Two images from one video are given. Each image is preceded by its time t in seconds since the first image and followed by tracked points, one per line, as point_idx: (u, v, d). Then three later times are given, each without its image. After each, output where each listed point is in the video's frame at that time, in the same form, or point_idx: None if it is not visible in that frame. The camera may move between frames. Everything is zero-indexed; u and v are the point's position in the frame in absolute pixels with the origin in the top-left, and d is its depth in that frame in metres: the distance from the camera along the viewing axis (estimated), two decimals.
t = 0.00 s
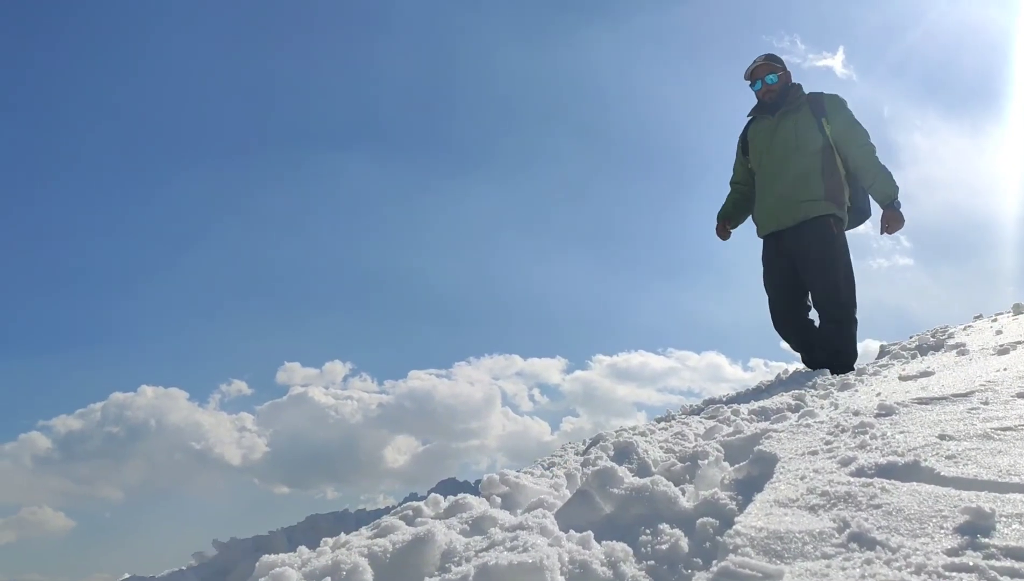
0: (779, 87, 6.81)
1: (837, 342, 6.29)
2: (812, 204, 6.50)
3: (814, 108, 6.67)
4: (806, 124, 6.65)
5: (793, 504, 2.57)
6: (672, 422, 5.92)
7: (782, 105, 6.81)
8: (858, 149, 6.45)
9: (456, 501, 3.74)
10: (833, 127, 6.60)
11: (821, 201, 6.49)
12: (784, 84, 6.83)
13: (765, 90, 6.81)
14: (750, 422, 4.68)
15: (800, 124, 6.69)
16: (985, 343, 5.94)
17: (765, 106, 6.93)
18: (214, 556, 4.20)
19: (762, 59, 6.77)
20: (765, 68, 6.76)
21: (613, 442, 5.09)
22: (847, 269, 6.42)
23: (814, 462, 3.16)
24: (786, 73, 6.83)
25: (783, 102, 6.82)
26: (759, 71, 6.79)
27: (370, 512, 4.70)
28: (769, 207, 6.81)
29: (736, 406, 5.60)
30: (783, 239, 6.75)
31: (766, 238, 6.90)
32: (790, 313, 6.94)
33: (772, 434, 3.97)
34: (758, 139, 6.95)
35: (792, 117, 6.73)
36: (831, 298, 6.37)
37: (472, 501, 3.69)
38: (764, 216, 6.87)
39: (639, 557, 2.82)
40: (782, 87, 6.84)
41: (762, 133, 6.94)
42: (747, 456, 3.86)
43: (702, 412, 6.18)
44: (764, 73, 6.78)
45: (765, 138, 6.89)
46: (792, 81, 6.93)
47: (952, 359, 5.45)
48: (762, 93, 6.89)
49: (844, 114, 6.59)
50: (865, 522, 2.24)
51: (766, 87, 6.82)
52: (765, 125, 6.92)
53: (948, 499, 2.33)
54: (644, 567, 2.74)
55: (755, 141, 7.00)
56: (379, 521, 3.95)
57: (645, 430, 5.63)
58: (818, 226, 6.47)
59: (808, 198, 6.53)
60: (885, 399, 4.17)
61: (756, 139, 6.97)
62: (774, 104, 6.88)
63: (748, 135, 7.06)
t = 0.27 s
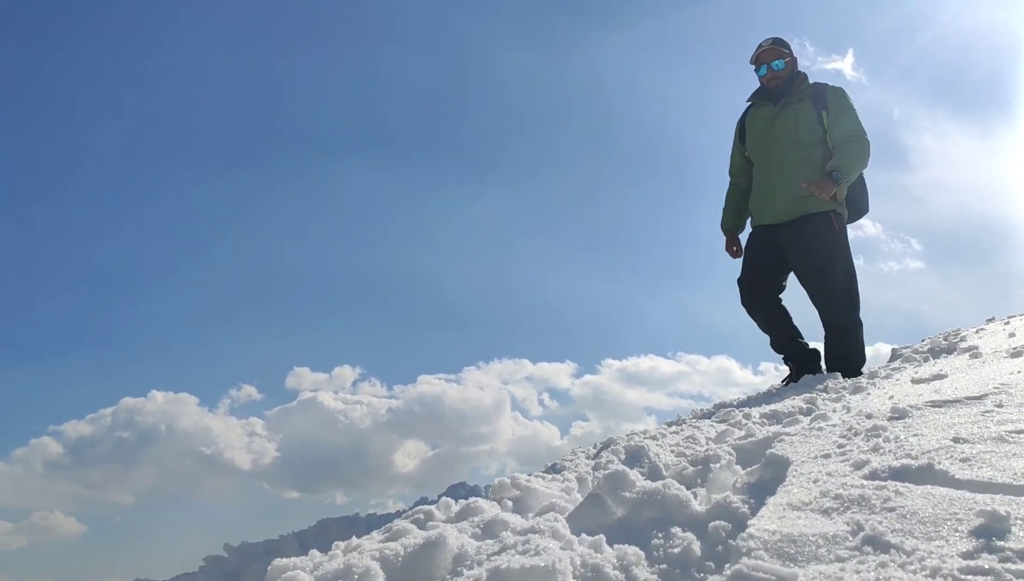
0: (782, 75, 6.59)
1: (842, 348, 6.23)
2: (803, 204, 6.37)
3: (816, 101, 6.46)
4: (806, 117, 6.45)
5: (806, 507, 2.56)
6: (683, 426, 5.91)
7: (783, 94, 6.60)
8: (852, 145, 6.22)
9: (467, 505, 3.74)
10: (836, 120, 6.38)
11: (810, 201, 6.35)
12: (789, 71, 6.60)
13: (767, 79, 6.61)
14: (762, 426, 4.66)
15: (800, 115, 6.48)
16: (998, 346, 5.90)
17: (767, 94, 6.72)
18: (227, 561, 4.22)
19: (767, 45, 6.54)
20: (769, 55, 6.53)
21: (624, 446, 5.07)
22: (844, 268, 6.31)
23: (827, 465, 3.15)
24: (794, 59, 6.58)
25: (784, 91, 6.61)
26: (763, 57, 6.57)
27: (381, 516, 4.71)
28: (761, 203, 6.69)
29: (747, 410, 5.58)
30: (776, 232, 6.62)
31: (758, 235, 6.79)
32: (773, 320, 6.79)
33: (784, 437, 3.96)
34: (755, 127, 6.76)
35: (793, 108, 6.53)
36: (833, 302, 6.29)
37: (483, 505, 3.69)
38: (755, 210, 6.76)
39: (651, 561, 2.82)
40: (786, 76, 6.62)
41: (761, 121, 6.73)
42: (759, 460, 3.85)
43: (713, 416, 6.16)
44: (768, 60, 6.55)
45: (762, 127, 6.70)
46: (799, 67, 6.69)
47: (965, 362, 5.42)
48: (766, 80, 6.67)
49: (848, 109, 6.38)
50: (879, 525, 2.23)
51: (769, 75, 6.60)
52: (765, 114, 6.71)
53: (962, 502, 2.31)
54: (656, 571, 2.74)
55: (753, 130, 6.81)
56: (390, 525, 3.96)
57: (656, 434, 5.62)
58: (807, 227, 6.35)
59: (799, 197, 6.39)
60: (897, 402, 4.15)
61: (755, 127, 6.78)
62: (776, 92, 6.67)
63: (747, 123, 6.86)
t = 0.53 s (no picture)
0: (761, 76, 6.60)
1: (838, 356, 6.13)
2: (789, 204, 6.37)
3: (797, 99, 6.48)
4: (788, 116, 6.47)
5: (818, 512, 2.55)
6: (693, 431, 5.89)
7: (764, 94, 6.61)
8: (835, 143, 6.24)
9: (477, 510, 3.75)
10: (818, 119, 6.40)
11: (797, 200, 6.34)
12: (768, 71, 6.61)
13: (747, 79, 6.61)
14: (773, 431, 4.65)
15: (782, 115, 6.50)
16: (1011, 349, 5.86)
17: (746, 95, 6.72)
18: (239, 566, 4.24)
19: (745, 46, 6.55)
20: (747, 56, 6.54)
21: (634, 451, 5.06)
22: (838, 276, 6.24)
23: (838, 470, 3.14)
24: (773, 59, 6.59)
25: (764, 91, 6.62)
26: (741, 58, 6.58)
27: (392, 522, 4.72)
28: (745, 206, 6.69)
29: (757, 414, 5.56)
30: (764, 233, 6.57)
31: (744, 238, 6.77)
32: (761, 328, 6.64)
33: (795, 442, 3.95)
34: (737, 128, 6.76)
35: (775, 107, 6.54)
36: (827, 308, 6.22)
37: (494, 510, 3.70)
38: (740, 212, 6.75)
39: (662, 566, 2.82)
40: (765, 76, 6.62)
41: (742, 122, 6.73)
42: (770, 465, 3.84)
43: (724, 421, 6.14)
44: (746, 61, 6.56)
45: (744, 128, 6.69)
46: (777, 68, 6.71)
47: (977, 366, 5.39)
48: (745, 81, 6.67)
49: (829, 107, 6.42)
50: (891, 530, 2.22)
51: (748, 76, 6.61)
52: (745, 115, 6.71)
53: (975, 506, 2.30)
54: (667, 576, 2.74)
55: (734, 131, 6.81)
56: (400, 530, 3.97)
57: (667, 439, 5.61)
58: (794, 227, 6.34)
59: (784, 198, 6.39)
60: (908, 407, 4.13)
61: (736, 129, 6.78)
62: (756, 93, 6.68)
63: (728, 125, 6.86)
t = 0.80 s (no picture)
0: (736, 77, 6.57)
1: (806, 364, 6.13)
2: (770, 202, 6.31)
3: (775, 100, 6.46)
4: (767, 116, 6.44)
5: (829, 519, 2.54)
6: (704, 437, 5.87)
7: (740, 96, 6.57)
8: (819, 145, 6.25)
9: (487, 517, 3.75)
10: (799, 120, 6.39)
11: (780, 197, 6.28)
12: (742, 73, 6.58)
13: (721, 82, 6.57)
14: (783, 437, 4.63)
15: (761, 116, 6.46)
16: None
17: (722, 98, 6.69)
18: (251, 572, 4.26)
19: (717, 49, 6.52)
20: (719, 59, 6.51)
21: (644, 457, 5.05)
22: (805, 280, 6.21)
23: (849, 477, 3.13)
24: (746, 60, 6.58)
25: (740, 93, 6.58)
26: (715, 62, 6.55)
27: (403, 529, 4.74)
28: (727, 208, 6.61)
29: (768, 421, 5.54)
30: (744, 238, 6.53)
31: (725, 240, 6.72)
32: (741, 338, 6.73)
33: (807, 448, 3.93)
34: (716, 132, 6.72)
35: (753, 109, 6.50)
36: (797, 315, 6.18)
37: (504, 516, 3.71)
38: (720, 215, 6.70)
39: (673, 574, 2.81)
40: (740, 78, 6.59)
41: (719, 125, 6.69)
42: (781, 471, 3.83)
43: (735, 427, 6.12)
44: (718, 64, 6.53)
45: (722, 130, 6.66)
46: (751, 68, 6.70)
47: (990, 371, 5.35)
48: (719, 85, 6.62)
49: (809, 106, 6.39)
50: (902, 538, 2.21)
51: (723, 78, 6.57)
52: (723, 118, 6.67)
53: (987, 514, 2.29)
54: None
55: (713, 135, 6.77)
56: (411, 537, 3.98)
57: (678, 445, 5.59)
58: (779, 224, 6.25)
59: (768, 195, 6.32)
60: (919, 413, 4.11)
61: (713, 132, 6.74)
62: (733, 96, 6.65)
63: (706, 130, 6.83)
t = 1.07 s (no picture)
0: (726, 97, 6.56)
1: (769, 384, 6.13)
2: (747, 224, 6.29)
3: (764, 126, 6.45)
4: (757, 142, 6.40)
5: (841, 529, 2.54)
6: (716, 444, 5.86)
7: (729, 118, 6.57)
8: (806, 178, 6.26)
9: (499, 526, 3.76)
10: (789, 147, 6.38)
11: (759, 228, 6.23)
12: (733, 93, 6.57)
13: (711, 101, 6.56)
14: (795, 446, 4.62)
15: (749, 138, 6.44)
16: None
17: (713, 118, 6.71)
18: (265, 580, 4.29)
19: (710, 65, 6.52)
20: (713, 76, 6.49)
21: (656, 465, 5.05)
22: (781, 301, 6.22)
23: (861, 486, 3.12)
24: (738, 79, 6.55)
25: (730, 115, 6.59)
26: (707, 77, 6.53)
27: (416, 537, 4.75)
28: (705, 231, 6.58)
29: (779, 429, 5.52)
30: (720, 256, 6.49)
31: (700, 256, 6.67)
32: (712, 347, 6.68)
33: (819, 457, 3.92)
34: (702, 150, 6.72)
35: (742, 130, 6.49)
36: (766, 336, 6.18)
37: (515, 525, 3.72)
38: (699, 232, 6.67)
39: None
40: (731, 98, 6.59)
41: (708, 143, 6.69)
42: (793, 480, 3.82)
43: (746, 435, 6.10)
44: (711, 80, 6.51)
45: (709, 149, 6.65)
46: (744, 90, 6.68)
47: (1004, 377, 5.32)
48: (710, 103, 6.62)
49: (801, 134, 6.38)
50: (915, 547, 2.21)
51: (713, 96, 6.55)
52: (712, 137, 6.67)
53: (1000, 523, 2.29)
54: None
55: (699, 152, 6.76)
56: (423, 546, 3.99)
57: (690, 453, 5.58)
58: (756, 257, 6.22)
59: (747, 224, 6.27)
60: (931, 421, 4.09)
61: (701, 150, 6.74)
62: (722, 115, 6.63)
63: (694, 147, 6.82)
